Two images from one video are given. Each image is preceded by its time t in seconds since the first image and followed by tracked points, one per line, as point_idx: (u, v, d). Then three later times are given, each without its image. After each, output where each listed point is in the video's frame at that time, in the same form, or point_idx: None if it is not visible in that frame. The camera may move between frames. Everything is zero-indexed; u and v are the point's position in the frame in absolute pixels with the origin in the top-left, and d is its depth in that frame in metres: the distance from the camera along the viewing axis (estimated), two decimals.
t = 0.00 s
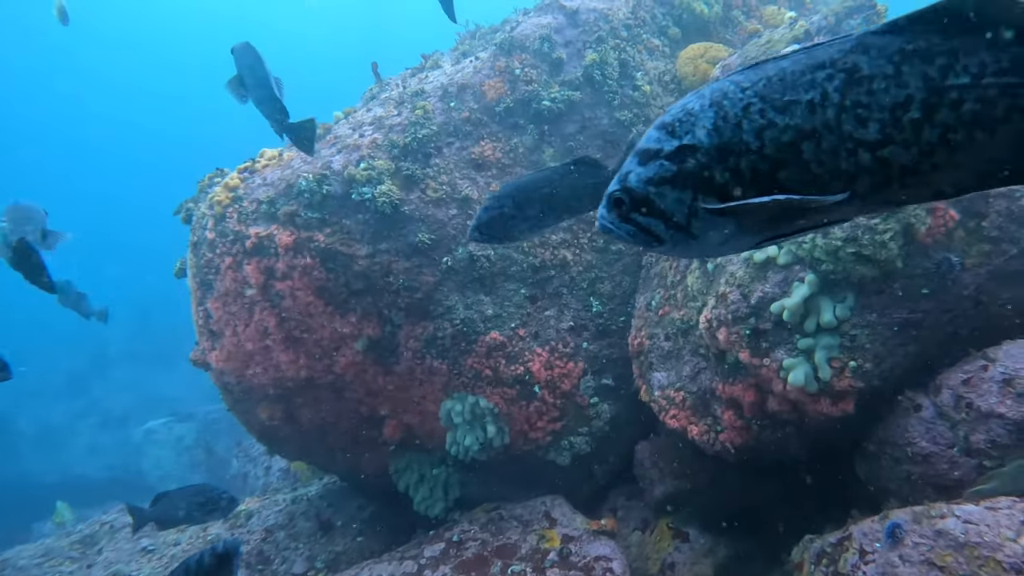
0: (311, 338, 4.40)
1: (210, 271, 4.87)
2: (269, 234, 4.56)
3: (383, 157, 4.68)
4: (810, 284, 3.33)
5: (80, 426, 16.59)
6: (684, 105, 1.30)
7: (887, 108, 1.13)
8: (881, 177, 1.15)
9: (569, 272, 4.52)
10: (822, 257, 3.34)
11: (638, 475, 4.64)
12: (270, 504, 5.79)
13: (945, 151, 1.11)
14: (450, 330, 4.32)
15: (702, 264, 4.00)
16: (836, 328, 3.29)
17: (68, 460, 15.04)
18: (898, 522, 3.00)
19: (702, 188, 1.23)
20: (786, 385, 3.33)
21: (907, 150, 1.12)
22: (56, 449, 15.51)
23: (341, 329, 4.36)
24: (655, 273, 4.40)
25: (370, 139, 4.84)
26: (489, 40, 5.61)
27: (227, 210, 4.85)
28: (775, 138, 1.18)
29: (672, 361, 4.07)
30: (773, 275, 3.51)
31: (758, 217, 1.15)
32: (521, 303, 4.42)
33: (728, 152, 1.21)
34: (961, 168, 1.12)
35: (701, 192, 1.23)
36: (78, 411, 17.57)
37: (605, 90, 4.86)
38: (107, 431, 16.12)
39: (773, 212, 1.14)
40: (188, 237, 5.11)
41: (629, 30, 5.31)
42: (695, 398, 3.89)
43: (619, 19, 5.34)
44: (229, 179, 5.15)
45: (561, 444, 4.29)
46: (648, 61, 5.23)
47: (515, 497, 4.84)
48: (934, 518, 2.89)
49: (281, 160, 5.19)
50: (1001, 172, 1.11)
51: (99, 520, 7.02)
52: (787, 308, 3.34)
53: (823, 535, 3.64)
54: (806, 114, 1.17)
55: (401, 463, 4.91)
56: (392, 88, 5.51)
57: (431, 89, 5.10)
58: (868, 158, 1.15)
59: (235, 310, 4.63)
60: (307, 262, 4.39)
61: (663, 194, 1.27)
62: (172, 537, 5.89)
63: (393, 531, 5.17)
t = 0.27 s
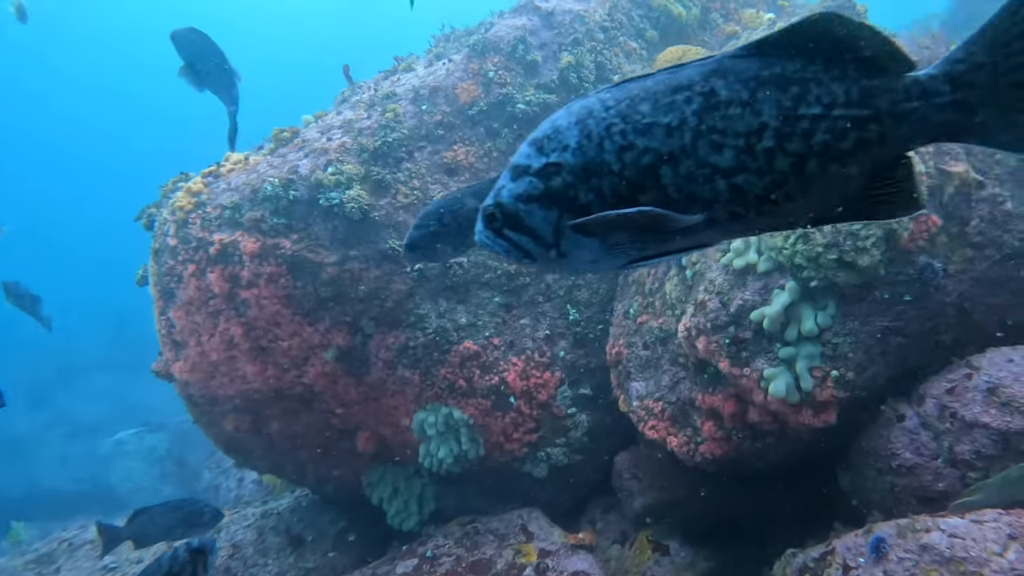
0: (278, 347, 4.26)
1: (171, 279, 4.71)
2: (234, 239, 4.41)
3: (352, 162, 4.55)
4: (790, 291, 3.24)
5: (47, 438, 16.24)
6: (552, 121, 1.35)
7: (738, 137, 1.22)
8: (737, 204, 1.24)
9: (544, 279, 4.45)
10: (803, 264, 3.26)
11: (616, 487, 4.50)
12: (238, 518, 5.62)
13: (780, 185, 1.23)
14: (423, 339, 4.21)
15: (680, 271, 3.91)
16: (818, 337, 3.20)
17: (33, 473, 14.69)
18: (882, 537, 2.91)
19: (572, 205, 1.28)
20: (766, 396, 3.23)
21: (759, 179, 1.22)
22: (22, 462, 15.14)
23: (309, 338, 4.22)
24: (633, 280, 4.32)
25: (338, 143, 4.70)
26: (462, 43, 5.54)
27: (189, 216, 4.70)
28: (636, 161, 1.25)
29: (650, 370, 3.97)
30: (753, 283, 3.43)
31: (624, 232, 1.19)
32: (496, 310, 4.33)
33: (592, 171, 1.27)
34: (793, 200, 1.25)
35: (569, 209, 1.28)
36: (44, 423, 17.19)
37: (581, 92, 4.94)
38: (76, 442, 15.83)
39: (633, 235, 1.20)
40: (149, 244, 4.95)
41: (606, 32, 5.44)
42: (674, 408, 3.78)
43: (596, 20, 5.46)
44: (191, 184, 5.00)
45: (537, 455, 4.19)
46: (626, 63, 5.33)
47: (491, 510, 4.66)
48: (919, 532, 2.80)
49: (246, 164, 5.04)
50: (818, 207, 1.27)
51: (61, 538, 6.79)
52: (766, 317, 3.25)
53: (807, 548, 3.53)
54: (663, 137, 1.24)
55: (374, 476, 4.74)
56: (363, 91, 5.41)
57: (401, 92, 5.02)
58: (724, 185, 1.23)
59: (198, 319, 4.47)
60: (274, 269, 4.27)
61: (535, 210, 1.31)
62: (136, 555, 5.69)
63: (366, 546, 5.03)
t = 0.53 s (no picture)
0: (242, 360, 4.12)
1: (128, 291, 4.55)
2: (195, 248, 4.28)
3: (318, 168, 4.45)
4: (770, 299, 3.16)
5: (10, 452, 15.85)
6: (422, 153, 1.45)
7: (587, 178, 1.25)
8: (586, 246, 1.26)
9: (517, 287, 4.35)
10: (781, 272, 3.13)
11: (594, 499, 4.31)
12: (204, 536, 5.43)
13: (623, 228, 1.24)
14: (392, 350, 4.11)
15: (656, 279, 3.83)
16: (797, 347, 3.12)
17: None
18: (865, 552, 2.82)
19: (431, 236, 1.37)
20: (746, 407, 3.14)
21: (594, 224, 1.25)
22: None
23: (274, 350, 4.09)
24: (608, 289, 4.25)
25: (304, 149, 4.60)
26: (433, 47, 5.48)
27: (146, 224, 4.55)
28: (487, 198, 1.30)
29: (626, 380, 3.87)
30: (730, 292, 3.35)
31: (476, 266, 1.25)
32: (468, 321, 4.26)
33: (447, 205, 1.35)
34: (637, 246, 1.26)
35: (427, 241, 1.39)
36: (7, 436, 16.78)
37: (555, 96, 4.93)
38: (42, 455, 15.47)
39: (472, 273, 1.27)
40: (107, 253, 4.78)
41: (580, 35, 5.52)
42: (651, 420, 3.68)
43: (570, 24, 5.53)
44: (149, 191, 4.86)
45: (511, 468, 4.08)
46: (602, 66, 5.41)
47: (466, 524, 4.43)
48: (902, 548, 2.70)
49: (209, 170, 4.90)
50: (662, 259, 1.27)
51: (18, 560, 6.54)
52: (745, 326, 3.16)
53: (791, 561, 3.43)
54: (515, 175, 1.28)
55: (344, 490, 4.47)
56: (332, 95, 5.33)
57: (372, 96, 4.94)
58: (571, 228, 1.26)
59: (157, 331, 4.31)
60: (237, 279, 4.15)
61: (400, 242, 1.42)
62: None
63: (337, 564, 4.88)
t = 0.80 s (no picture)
0: (204, 374, 3.95)
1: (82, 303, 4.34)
2: (154, 258, 4.13)
3: (282, 175, 4.38)
4: (749, 309, 3.05)
5: None
6: (309, 195, 1.82)
7: (386, 241, 1.60)
8: (385, 298, 1.65)
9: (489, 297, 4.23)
10: (760, 282, 3.03)
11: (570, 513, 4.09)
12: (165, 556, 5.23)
13: (410, 285, 1.59)
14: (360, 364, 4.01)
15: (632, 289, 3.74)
16: (776, 358, 3.03)
17: None
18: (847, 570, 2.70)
19: (303, 270, 1.81)
20: (723, 421, 3.01)
21: (401, 285, 1.59)
22: None
23: (237, 364, 3.93)
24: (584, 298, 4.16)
25: (267, 156, 4.52)
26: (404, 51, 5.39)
27: (102, 233, 4.38)
28: (329, 245, 1.71)
29: (602, 393, 3.77)
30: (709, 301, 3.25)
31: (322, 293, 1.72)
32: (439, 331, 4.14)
33: (312, 246, 1.77)
34: (432, 307, 1.59)
35: (301, 271, 1.84)
36: None
37: (530, 101, 4.88)
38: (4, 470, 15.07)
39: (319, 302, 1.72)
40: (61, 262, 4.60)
41: (554, 39, 5.46)
42: (628, 433, 3.56)
43: (544, 27, 5.47)
44: (106, 198, 4.68)
45: (484, 482, 3.96)
46: (577, 71, 5.38)
47: (439, 538, 4.26)
48: (883, 564, 2.59)
49: (169, 176, 4.77)
50: (454, 322, 1.57)
51: None
52: (724, 337, 3.05)
53: None
54: (343, 232, 1.68)
55: (313, 505, 4.24)
56: (300, 99, 5.23)
57: (338, 100, 4.90)
58: (377, 282, 1.64)
59: (114, 345, 4.13)
60: (199, 290, 4.00)
61: (285, 269, 1.90)
62: None
63: None
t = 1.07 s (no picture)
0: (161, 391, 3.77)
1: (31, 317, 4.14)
2: (105, 270, 3.99)
3: (244, 182, 4.23)
4: (728, 320, 2.96)
5: None
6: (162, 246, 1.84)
7: (246, 298, 1.71)
8: (246, 351, 1.74)
9: (462, 308, 4.14)
10: (739, 292, 2.94)
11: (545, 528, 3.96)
12: None
13: (270, 342, 1.73)
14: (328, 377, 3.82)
15: (608, 299, 3.67)
16: (755, 371, 2.94)
17: None
18: None
19: (161, 320, 1.80)
20: (701, 436, 2.91)
21: (261, 337, 1.72)
22: None
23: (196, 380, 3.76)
24: (558, 308, 4.07)
25: (227, 163, 4.37)
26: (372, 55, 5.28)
27: (49, 242, 4.23)
28: (191, 298, 1.76)
29: (578, 405, 3.67)
30: (686, 312, 3.16)
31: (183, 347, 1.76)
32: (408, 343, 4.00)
33: (172, 297, 1.78)
34: (290, 356, 1.74)
35: (148, 321, 1.84)
36: None
37: (502, 109, 4.84)
38: None
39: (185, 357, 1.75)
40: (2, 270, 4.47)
41: (528, 43, 5.40)
42: (604, 447, 3.47)
43: (517, 31, 5.40)
44: (55, 206, 4.52)
45: (456, 497, 3.88)
46: (550, 77, 5.32)
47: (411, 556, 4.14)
48: None
49: (123, 184, 4.61)
50: (308, 370, 1.76)
51: None
52: (702, 349, 2.95)
53: None
54: (206, 285, 1.74)
55: (279, 524, 4.05)
56: (265, 104, 5.11)
57: (303, 105, 4.80)
58: (239, 334, 1.73)
59: (65, 360, 3.94)
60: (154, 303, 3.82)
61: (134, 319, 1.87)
62: None
63: None
